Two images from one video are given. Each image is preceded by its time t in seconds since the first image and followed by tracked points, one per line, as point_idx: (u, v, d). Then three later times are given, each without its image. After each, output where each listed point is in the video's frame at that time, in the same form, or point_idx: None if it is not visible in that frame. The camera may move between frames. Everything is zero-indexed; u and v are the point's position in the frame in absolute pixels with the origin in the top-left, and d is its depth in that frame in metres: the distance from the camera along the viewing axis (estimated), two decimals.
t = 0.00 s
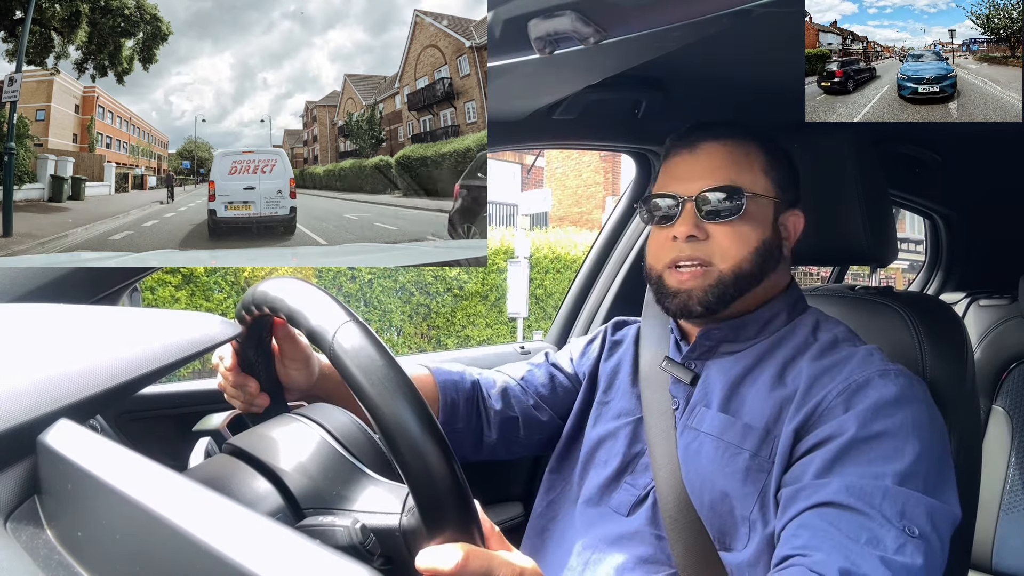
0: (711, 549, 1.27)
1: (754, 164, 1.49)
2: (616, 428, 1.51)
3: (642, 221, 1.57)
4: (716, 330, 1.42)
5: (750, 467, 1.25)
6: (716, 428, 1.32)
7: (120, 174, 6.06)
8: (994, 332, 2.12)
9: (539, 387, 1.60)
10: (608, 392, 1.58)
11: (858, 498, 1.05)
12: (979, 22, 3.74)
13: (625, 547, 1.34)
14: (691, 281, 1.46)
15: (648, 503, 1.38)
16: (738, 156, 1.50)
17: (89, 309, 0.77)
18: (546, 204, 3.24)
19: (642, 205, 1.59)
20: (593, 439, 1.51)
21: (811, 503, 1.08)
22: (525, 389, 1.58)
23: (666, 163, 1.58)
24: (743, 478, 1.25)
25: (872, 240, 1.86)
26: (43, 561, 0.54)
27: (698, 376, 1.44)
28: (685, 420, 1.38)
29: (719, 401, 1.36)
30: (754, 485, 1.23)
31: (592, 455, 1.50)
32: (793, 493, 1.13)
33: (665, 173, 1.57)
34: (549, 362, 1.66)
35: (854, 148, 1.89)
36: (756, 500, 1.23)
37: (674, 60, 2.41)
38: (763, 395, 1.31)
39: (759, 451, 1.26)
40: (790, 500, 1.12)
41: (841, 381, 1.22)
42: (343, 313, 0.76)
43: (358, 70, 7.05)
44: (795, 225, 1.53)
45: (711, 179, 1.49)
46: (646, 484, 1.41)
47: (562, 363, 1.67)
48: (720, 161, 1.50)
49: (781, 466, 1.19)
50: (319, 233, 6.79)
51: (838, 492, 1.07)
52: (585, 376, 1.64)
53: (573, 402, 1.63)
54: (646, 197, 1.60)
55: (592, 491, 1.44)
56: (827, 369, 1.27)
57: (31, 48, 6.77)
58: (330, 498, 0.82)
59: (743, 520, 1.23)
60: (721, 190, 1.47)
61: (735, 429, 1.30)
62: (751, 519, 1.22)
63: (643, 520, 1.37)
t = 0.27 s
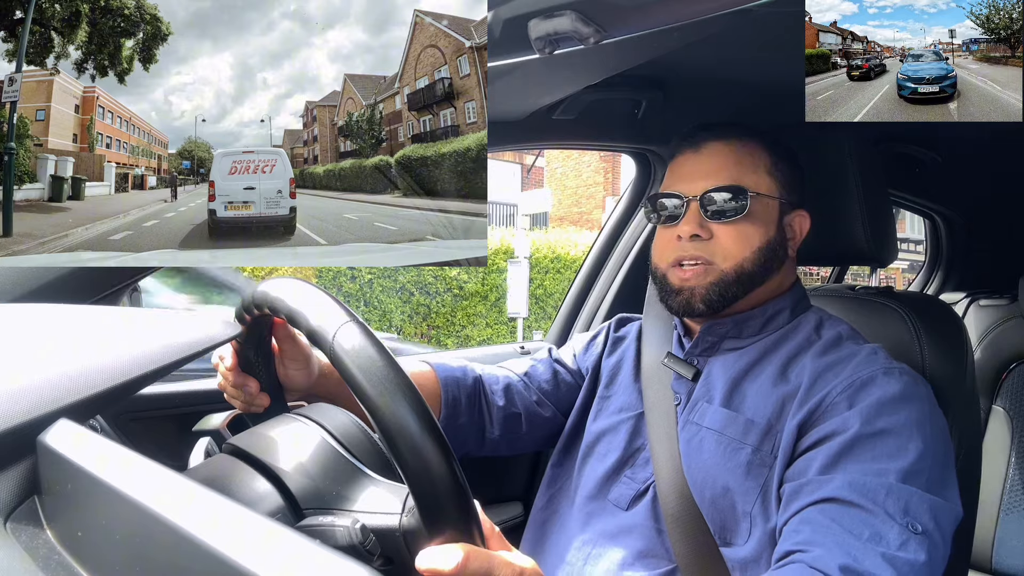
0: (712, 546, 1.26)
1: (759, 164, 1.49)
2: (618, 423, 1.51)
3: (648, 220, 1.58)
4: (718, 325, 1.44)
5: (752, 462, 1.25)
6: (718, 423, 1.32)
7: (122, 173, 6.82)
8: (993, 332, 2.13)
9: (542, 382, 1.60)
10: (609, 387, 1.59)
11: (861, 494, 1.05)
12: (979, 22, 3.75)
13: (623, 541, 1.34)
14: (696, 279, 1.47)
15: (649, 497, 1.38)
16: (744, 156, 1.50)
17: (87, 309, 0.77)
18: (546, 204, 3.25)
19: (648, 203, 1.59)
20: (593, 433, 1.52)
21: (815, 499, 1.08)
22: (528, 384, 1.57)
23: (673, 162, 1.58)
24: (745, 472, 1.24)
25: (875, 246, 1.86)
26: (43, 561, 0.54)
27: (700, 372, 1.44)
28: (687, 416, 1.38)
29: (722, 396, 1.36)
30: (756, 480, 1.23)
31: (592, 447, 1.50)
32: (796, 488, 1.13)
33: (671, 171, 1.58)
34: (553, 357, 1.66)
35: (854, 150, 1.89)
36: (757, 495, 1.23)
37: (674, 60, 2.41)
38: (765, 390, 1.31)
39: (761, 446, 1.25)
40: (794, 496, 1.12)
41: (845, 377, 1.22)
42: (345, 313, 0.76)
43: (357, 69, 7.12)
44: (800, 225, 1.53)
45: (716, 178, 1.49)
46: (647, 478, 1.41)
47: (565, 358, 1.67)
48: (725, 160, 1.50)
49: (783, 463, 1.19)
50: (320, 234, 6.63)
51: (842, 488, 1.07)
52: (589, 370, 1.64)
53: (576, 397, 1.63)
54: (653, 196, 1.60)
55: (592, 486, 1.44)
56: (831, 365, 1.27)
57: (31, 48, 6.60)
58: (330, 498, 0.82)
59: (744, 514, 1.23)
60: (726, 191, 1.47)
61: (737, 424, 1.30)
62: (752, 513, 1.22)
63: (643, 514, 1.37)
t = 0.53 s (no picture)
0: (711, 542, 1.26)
1: (762, 167, 1.49)
2: (619, 419, 1.51)
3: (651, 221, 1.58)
4: (720, 324, 1.44)
5: (751, 459, 1.25)
6: (719, 419, 1.32)
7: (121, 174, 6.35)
8: (993, 333, 2.13)
9: (550, 377, 1.60)
10: (611, 383, 1.59)
11: (861, 493, 1.05)
12: (979, 21, 3.74)
13: (623, 538, 1.34)
14: (697, 282, 1.47)
15: (648, 493, 1.38)
16: (747, 159, 1.50)
17: (89, 309, 0.77)
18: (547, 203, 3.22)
19: (652, 204, 1.59)
20: (594, 428, 1.52)
21: (814, 498, 1.08)
22: (535, 378, 1.57)
23: (677, 164, 1.58)
24: (744, 469, 1.24)
25: (874, 245, 1.87)
26: (43, 561, 0.54)
27: (702, 369, 1.44)
28: (688, 412, 1.38)
29: (722, 393, 1.36)
30: (755, 476, 1.23)
31: (592, 442, 1.50)
32: (795, 487, 1.13)
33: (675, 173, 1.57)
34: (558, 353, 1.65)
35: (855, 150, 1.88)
36: (756, 492, 1.22)
37: (674, 60, 2.41)
38: (765, 388, 1.31)
39: (761, 443, 1.25)
40: (793, 494, 1.12)
41: (846, 375, 1.22)
42: (345, 314, 0.76)
43: (357, 69, 7.04)
44: (802, 228, 1.53)
45: (718, 181, 1.49)
46: (646, 474, 1.41)
47: (570, 354, 1.67)
48: (728, 163, 1.50)
49: (783, 461, 1.19)
50: (320, 234, 6.80)
51: (842, 486, 1.06)
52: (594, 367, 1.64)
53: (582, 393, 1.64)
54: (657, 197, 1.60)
55: (591, 482, 1.43)
56: (832, 363, 1.27)
57: (31, 48, 6.66)
58: (330, 498, 0.82)
59: (742, 510, 1.23)
60: (729, 193, 1.47)
61: (737, 421, 1.30)
62: (750, 510, 1.22)
63: (643, 510, 1.37)
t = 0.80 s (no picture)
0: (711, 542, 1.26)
1: (764, 166, 1.49)
2: (619, 419, 1.51)
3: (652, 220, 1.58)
4: (719, 325, 1.45)
5: (750, 460, 1.25)
6: (718, 420, 1.32)
7: (121, 174, 6.28)
8: (993, 332, 2.13)
9: (547, 378, 1.60)
10: (610, 383, 1.59)
11: (862, 496, 1.05)
12: (979, 22, 3.74)
13: (623, 538, 1.34)
14: (697, 282, 1.47)
15: (648, 493, 1.38)
16: (748, 158, 1.50)
17: (88, 309, 0.77)
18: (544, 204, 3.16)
19: (652, 203, 1.59)
20: (594, 429, 1.51)
21: (814, 501, 1.08)
22: (531, 380, 1.57)
23: (678, 162, 1.58)
24: (743, 470, 1.24)
25: (874, 245, 1.87)
26: (43, 561, 0.54)
27: (701, 370, 1.44)
28: (687, 413, 1.38)
29: (721, 394, 1.36)
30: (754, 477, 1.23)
31: (592, 443, 1.50)
32: (795, 489, 1.13)
33: (676, 171, 1.57)
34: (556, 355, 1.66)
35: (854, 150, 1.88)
36: (754, 493, 1.23)
37: (673, 60, 2.42)
38: (765, 389, 1.31)
39: (760, 444, 1.25)
40: (793, 497, 1.12)
41: (845, 377, 1.22)
42: (345, 314, 0.76)
43: (357, 69, 7.15)
44: (802, 228, 1.54)
45: (720, 180, 1.49)
46: (646, 475, 1.41)
47: (567, 356, 1.67)
48: (729, 163, 1.50)
49: (783, 463, 1.19)
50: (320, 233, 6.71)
51: (842, 490, 1.06)
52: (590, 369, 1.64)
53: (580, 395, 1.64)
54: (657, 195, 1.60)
55: (590, 484, 1.43)
56: (832, 365, 1.27)
57: (31, 48, 6.64)
58: (330, 498, 0.82)
59: (741, 511, 1.23)
60: (730, 193, 1.47)
61: (737, 422, 1.30)
62: (748, 511, 1.22)
63: (643, 510, 1.37)
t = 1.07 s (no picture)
0: (710, 544, 1.26)
1: (763, 165, 1.50)
2: (617, 422, 1.51)
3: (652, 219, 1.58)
4: (717, 325, 1.45)
5: (748, 462, 1.25)
6: (716, 422, 1.32)
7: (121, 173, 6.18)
8: (993, 332, 2.13)
9: (538, 394, 1.61)
10: (608, 386, 1.59)
11: (861, 500, 1.05)
12: (979, 22, 3.75)
13: (623, 540, 1.34)
14: (698, 280, 1.46)
15: (647, 495, 1.38)
16: (748, 156, 1.50)
17: (88, 309, 0.77)
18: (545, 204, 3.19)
19: (652, 202, 1.59)
20: (593, 433, 1.52)
21: (814, 504, 1.08)
22: (524, 398, 1.59)
23: (677, 161, 1.58)
24: (741, 472, 1.24)
25: (874, 243, 1.86)
26: (44, 561, 0.54)
27: (698, 371, 1.44)
28: (685, 414, 1.38)
29: (720, 395, 1.36)
30: (752, 479, 1.23)
31: (592, 446, 1.50)
32: (795, 492, 1.13)
33: (675, 170, 1.57)
34: (548, 365, 1.66)
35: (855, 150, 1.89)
36: (752, 494, 1.23)
37: (673, 60, 2.42)
38: (763, 390, 1.31)
39: (758, 445, 1.25)
40: (793, 500, 1.12)
41: (844, 379, 1.22)
42: (344, 314, 0.76)
43: (357, 69, 7.10)
44: (802, 227, 1.54)
45: (720, 178, 1.49)
46: (645, 477, 1.41)
47: (561, 365, 1.67)
48: (729, 161, 1.50)
49: (782, 465, 1.19)
50: (320, 233, 6.84)
51: (842, 493, 1.06)
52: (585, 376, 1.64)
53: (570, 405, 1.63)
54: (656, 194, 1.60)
55: (590, 486, 1.43)
56: (831, 366, 1.27)
57: (31, 48, 6.68)
58: (330, 498, 0.82)
59: (739, 513, 1.23)
60: (729, 191, 1.47)
61: (735, 423, 1.30)
62: (746, 512, 1.22)
63: (642, 512, 1.37)
